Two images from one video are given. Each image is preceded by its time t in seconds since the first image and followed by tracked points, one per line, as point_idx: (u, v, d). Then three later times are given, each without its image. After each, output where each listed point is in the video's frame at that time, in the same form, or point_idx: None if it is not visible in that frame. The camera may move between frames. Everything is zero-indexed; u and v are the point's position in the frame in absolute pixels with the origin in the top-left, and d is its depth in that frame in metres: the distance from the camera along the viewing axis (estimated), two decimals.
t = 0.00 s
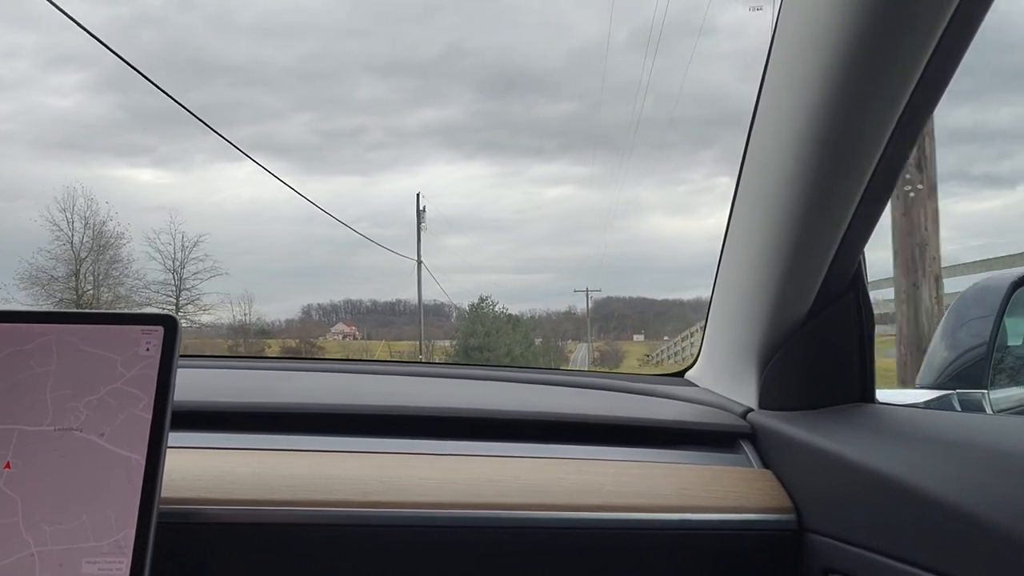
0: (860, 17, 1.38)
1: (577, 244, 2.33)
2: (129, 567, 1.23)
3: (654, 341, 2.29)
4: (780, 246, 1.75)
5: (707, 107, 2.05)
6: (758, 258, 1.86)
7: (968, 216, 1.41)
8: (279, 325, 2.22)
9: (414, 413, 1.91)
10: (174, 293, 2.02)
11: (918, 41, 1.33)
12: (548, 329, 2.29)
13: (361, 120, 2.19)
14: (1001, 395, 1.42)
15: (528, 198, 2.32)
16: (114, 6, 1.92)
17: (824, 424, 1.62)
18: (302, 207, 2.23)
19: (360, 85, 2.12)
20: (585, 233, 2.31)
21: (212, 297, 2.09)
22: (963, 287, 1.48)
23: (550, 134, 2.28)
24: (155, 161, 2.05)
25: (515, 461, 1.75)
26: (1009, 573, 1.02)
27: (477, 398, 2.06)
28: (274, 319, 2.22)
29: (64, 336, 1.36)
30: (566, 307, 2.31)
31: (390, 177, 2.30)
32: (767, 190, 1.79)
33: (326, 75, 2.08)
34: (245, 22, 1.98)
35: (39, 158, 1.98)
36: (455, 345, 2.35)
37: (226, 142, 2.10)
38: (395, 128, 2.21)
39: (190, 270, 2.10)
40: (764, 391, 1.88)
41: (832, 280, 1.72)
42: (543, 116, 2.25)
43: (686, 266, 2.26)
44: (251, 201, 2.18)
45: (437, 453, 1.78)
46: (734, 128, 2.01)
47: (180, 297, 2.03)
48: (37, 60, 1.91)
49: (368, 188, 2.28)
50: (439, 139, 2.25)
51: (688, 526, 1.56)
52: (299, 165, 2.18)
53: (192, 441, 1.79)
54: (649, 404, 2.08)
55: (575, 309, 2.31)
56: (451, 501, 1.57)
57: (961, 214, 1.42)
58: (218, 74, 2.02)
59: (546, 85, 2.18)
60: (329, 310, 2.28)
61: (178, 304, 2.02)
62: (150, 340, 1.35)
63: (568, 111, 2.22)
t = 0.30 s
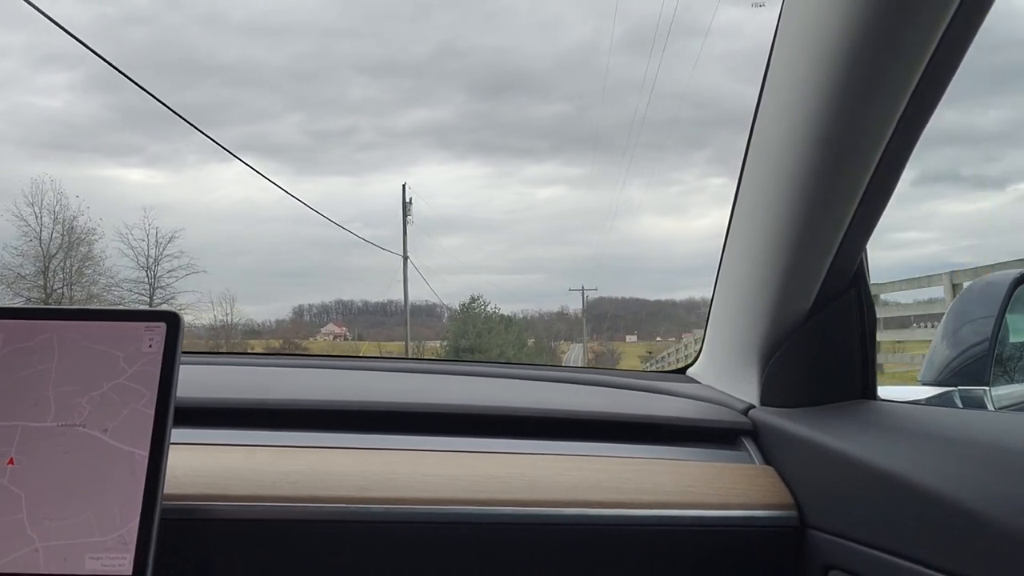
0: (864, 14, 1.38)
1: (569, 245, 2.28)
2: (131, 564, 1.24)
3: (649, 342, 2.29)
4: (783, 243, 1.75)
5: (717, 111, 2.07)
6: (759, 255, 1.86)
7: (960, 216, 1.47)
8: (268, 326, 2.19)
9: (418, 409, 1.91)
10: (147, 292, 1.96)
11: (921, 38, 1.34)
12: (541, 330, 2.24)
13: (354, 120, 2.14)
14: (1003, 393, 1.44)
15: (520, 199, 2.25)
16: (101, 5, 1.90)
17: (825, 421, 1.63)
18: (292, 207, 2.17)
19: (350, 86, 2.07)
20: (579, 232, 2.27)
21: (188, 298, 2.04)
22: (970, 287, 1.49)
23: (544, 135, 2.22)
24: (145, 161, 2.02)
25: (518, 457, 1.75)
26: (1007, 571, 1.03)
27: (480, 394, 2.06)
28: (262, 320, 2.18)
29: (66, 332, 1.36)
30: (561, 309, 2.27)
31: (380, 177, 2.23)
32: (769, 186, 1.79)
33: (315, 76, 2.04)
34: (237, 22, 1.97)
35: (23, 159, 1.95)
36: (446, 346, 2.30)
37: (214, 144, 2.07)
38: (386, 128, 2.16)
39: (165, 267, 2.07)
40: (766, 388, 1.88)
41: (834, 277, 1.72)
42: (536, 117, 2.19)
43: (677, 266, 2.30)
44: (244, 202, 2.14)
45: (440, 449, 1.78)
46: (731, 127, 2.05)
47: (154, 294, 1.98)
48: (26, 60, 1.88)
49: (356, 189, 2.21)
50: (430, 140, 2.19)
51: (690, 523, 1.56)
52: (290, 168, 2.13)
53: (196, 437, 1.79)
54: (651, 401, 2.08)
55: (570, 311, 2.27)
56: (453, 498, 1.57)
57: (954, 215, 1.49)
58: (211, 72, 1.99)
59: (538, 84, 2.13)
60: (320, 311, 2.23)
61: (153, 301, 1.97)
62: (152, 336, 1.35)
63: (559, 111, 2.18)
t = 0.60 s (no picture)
0: (863, 13, 1.38)
1: (560, 243, 2.31)
2: (132, 564, 1.23)
3: (644, 342, 2.28)
4: (783, 242, 1.75)
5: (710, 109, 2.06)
6: (760, 255, 1.86)
7: (950, 216, 1.50)
8: (256, 325, 2.18)
9: (420, 408, 1.91)
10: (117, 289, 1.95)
11: (919, 37, 1.33)
12: (531, 329, 2.27)
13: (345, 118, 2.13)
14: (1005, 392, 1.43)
15: (510, 197, 2.27)
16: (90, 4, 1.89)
17: (826, 420, 1.63)
18: (282, 206, 2.18)
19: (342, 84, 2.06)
20: (569, 232, 2.30)
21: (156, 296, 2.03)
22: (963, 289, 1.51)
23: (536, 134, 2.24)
24: (135, 160, 2.03)
25: (519, 457, 1.75)
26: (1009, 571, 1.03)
27: (481, 394, 2.06)
28: (252, 318, 2.17)
29: (65, 332, 1.36)
30: (551, 308, 2.30)
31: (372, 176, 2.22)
32: (770, 185, 1.79)
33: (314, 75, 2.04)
34: (228, 20, 1.96)
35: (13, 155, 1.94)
36: (435, 345, 2.29)
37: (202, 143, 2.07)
38: (379, 127, 2.15)
39: (136, 262, 2.05)
40: (767, 387, 1.88)
41: (835, 276, 1.72)
42: (527, 117, 2.19)
43: (670, 265, 2.31)
44: (235, 199, 2.15)
45: (442, 449, 1.78)
46: (723, 127, 2.05)
47: (125, 291, 1.98)
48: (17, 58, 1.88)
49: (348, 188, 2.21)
50: (421, 138, 2.18)
51: (691, 523, 1.56)
52: (283, 165, 2.13)
53: (196, 437, 1.79)
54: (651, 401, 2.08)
55: (559, 310, 2.30)
56: (454, 497, 1.57)
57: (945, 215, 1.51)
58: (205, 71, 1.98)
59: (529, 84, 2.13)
60: (309, 309, 2.22)
61: (123, 297, 1.97)
62: (153, 337, 1.35)
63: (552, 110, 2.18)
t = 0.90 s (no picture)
0: (868, 11, 1.38)
1: (551, 239, 2.30)
2: (137, 561, 1.24)
3: (633, 337, 2.24)
4: (788, 240, 1.75)
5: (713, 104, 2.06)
6: (763, 253, 1.86)
7: (942, 211, 1.55)
8: (247, 321, 2.14)
9: (424, 408, 1.91)
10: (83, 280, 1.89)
11: (923, 36, 1.33)
12: (523, 325, 2.25)
13: (333, 113, 2.13)
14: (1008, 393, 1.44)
15: (503, 193, 2.26)
16: None
17: (830, 419, 1.63)
18: (273, 203, 2.17)
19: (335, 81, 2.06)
20: (561, 227, 2.28)
21: (126, 288, 1.98)
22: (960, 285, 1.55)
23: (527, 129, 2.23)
24: (124, 154, 2.01)
25: (522, 456, 1.75)
26: (1011, 570, 1.03)
27: (483, 393, 2.06)
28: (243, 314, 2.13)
29: (67, 330, 1.36)
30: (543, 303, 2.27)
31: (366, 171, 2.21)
32: (774, 184, 1.79)
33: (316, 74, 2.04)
34: (223, 14, 1.96)
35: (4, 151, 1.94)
36: (425, 342, 2.30)
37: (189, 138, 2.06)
38: (368, 122, 2.15)
39: (105, 253, 1.98)
40: (771, 387, 1.88)
41: (838, 275, 1.72)
42: (515, 113, 2.19)
43: (664, 259, 2.29)
44: (224, 195, 2.13)
45: (445, 448, 1.78)
46: (717, 124, 2.08)
47: (92, 286, 1.91)
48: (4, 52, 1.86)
49: (341, 183, 2.21)
50: (414, 135, 2.19)
51: (694, 522, 1.56)
52: (271, 161, 2.13)
53: (199, 435, 1.79)
54: (654, 400, 2.08)
55: (552, 305, 2.27)
56: (457, 496, 1.57)
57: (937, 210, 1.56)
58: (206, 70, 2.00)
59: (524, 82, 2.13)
60: (300, 306, 2.19)
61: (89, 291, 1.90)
62: (157, 334, 1.36)
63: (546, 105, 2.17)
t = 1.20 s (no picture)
0: (870, 11, 1.38)
1: (545, 232, 2.32)
2: (138, 564, 1.23)
3: (626, 330, 2.21)
4: (790, 242, 1.75)
5: (710, 98, 2.09)
6: (766, 257, 1.86)
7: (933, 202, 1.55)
8: (236, 313, 2.11)
9: (428, 411, 1.91)
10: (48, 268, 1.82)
11: (926, 36, 1.33)
12: (517, 313, 2.23)
13: (328, 105, 2.15)
14: (1012, 396, 1.44)
15: (496, 184, 2.29)
16: None
17: (833, 423, 1.62)
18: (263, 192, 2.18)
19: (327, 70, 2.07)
20: (550, 220, 2.32)
21: (91, 276, 1.91)
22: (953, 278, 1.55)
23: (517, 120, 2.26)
24: (114, 146, 2.02)
25: (524, 458, 1.75)
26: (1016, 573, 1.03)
27: (485, 396, 2.06)
28: (234, 306, 2.12)
29: (69, 332, 1.37)
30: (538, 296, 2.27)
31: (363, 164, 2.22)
32: (777, 188, 1.78)
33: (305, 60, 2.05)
34: (208, 6, 1.97)
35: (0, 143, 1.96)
36: (414, 335, 2.23)
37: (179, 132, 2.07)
38: (360, 113, 2.18)
39: (68, 240, 1.90)
40: (773, 391, 1.88)
41: (841, 278, 1.71)
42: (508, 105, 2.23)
43: (657, 253, 2.30)
44: (214, 186, 2.14)
45: (447, 450, 1.78)
46: (707, 117, 2.11)
47: (56, 277, 1.84)
48: None
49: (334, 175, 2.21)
50: (405, 125, 2.21)
51: (695, 526, 1.56)
52: (262, 154, 2.15)
53: (200, 438, 1.79)
54: (655, 403, 2.08)
55: (545, 298, 2.27)
56: (458, 499, 1.57)
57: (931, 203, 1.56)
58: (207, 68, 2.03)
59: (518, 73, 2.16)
60: (292, 298, 2.19)
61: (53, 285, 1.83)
62: (160, 338, 1.36)
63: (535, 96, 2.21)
